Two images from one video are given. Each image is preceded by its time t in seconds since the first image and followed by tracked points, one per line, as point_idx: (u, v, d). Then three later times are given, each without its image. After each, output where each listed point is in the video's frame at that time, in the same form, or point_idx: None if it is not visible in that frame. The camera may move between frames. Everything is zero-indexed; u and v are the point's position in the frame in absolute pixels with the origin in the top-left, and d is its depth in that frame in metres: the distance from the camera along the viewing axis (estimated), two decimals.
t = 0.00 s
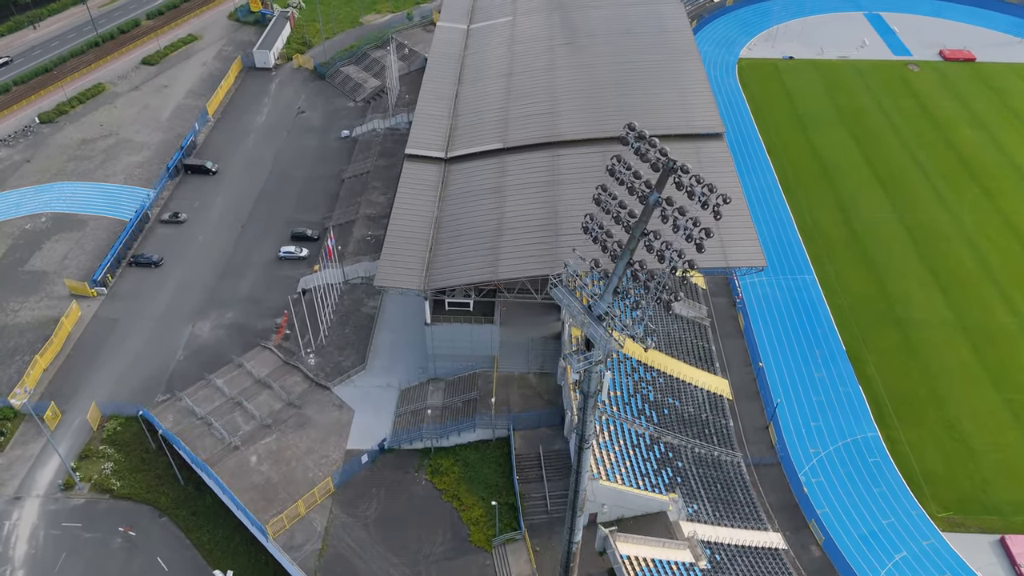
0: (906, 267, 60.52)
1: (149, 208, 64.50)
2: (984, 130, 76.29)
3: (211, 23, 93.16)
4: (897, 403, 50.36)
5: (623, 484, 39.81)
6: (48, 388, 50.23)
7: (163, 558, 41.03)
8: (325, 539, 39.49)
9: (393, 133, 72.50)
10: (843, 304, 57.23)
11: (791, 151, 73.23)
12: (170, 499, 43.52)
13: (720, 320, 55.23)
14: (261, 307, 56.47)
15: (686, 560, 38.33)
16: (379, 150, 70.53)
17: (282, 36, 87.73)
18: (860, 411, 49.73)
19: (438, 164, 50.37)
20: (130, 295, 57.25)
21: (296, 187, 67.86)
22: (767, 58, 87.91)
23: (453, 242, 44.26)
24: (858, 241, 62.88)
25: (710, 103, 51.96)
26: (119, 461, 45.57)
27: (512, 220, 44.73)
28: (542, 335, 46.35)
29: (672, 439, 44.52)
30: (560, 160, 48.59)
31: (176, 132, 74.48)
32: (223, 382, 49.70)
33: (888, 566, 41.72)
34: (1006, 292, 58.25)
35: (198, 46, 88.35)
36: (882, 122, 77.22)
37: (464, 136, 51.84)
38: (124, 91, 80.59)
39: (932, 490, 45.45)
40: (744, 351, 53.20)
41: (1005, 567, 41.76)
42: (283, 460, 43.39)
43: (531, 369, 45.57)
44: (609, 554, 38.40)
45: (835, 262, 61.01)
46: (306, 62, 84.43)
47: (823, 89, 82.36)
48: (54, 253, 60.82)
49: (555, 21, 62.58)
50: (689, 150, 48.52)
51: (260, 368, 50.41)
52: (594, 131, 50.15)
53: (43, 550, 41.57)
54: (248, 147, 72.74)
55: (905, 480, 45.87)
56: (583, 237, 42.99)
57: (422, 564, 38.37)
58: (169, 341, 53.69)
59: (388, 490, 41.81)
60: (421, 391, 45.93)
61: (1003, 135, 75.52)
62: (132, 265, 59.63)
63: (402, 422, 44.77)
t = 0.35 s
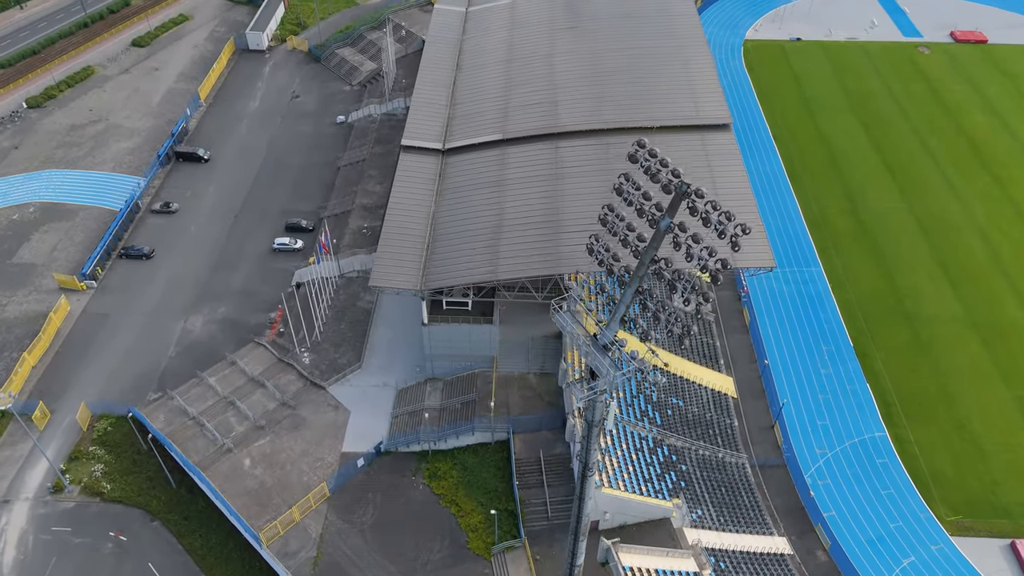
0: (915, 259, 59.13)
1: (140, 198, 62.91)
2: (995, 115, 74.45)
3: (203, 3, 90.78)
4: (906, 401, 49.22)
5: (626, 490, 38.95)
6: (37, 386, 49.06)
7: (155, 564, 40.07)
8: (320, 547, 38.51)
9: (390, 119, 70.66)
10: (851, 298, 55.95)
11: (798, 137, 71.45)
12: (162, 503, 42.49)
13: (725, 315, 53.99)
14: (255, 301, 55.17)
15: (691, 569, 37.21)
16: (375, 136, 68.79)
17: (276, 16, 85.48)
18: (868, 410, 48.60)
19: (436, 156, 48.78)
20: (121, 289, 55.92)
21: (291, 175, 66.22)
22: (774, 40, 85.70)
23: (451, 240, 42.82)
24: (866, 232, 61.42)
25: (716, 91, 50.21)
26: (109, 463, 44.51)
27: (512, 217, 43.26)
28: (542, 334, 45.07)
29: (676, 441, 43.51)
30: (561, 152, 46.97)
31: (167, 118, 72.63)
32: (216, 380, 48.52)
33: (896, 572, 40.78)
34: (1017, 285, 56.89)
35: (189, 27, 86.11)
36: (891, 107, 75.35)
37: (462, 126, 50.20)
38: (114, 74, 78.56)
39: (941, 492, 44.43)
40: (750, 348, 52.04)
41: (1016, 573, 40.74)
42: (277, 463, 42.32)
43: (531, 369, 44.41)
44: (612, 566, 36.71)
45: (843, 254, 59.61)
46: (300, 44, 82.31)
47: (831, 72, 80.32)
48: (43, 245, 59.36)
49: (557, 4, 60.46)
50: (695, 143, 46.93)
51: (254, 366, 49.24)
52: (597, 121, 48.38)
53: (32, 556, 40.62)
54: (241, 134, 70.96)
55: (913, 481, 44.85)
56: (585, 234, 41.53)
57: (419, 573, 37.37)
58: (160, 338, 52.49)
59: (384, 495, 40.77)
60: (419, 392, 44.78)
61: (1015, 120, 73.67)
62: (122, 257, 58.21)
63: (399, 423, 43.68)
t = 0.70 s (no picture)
0: (925, 252, 57.73)
1: (130, 188, 61.33)
2: (1008, 101, 72.54)
3: None
4: (915, 401, 48.06)
5: (629, 499, 38.03)
6: (25, 385, 47.91)
7: (146, 572, 39.10)
8: (315, 556, 37.58)
9: (387, 105, 68.87)
10: (859, 293, 54.62)
11: (805, 124, 69.63)
12: (153, 508, 41.50)
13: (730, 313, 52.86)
14: (249, 296, 53.90)
15: None
16: (371, 124, 67.08)
17: None
18: (876, 410, 47.47)
19: (433, 149, 47.20)
20: (111, 284, 54.58)
21: (285, 164, 64.57)
22: (781, 22, 83.52)
23: (448, 238, 41.44)
24: (875, 223, 59.95)
25: (724, 82, 48.50)
26: (100, 466, 43.51)
27: (512, 214, 41.82)
28: (543, 334, 43.85)
29: (679, 445, 42.53)
30: (563, 145, 45.39)
31: (158, 104, 70.78)
32: (208, 380, 47.36)
33: None
34: None
35: (180, 9, 83.85)
36: (902, 93, 73.46)
37: (461, 118, 48.51)
38: (103, 58, 76.50)
39: (951, 497, 43.48)
40: (755, 346, 50.94)
41: None
42: (271, 468, 41.29)
43: (531, 371, 43.25)
44: None
45: (851, 247, 58.18)
46: (295, 27, 80.19)
47: (840, 56, 78.28)
48: (32, 237, 57.89)
49: None
50: (702, 136, 45.34)
51: (247, 365, 48.05)
52: (601, 113, 46.71)
53: (21, 563, 39.67)
54: (234, 121, 69.17)
55: (922, 485, 43.87)
56: (587, 234, 40.11)
57: None
58: (152, 335, 51.28)
59: (381, 501, 39.78)
60: (416, 394, 43.65)
61: None
62: (113, 250, 56.79)
63: (396, 426, 42.56)
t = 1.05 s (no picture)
0: (935, 246, 56.37)
1: (121, 179, 59.78)
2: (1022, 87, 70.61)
3: None
4: (924, 402, 47.07)
5: (632, 510, 37.68)
6: (14, 386, 46.82)
7: None
8: (311, 566, 36.70)
9: (384, 92, 67.11)
10: (868, 289, 53.36)
11: (813, 113, 67.89)
12: (145, 514, 40.58)
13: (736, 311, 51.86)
14: (243, 293, 52.69)
15: None
16: (368, 112, 65.34)
17: None
18: (884, 412, 46.45)
19: (431, 144, 45.65)
20: (101, 279, 53.31)
21: (280, 154, 63.00)
22: (788, 4, 81.32)
23: (447, 239, 40.14)
24: (884, 216, 58.53)
25: (732, 73, 46.81)
26: (91, 470, 42.56)
27: (513, 214, 40.46)
28: (544, 336, 42.72)
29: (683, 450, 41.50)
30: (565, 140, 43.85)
31: (149, 90, 68.94)
32: (201, 380, 46.25)
33: None
34: None
35: None
36: (912, 78, 71.52)
37: (459, 111, 46.87)
38: (93, 42, 74.50)
39: (960, 501, 42.60)
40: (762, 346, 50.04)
41: None
42: (265, 475, 40.33)
43: (532, 374, 42.11)
44: None
45: (859, 241, 56.82)
46: (289, 9, 78.12)
47: (849, 40, 76.25)
48: (20, 230, 56.44)
49: None
50: (709, 130, 43.76)
51: (241, 365, 46.96)
52: (604, 106, 45.09)
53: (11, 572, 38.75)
54: (227, 108, 67.44)
55: (931, 490, 43.00)
56: (590, 235, 38.76)
57: None
58: (144, 334, 50.15)
59: (378, 509, 38.89)
60: (414, 397, 42.59)
61: None
62: (103, 244, 55.41)
63: (394, 431, 41.50)
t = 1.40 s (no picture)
0: (946, 241, 55.10)
1: (111, 171, 58.24)
2: None
3: None
4: (933, 405, 46.05)
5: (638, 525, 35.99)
6: (3, 387, 45.73)
7: None
8: None
9: (381, 79, 65.35)
10: (877, 287, 52.18)
11: (821, 100, 66.14)
12: (137, 522, 39.66)
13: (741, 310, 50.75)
14: (237, 290, 51.47)
15: None
16: (364, 100, 63.65)
17: None
18: (893, 415, 45.48)
19: (429, 139, 44.16)
20: (92, 276, 52.08)
21: (274, 144, 61.45)
22: None
23: (445, 241, 38.88)
24: (894, 210, 57.20)
25: (741, 65, 45.23)
26: (82, 476, 41.60)
27: (513, 214, 39.16)
28: (545, 339, 41.62)
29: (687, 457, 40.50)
30: (567, 136, 42.37)
31: (139, 76, 67.15)
32: (194, 382, 45.16)
33: None
34: None
35: None
36: (923, 63, 69.65)
37: (457, 104, 45.31)
38: (81, 26, 72.51)
39: (970, 508, 41.78)
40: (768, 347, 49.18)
41: None
42: (259, 482, 39.39)
43: (533, 378, 41.01)
44: None
45: (868, 236, 55.53)
46: None
47: (858, 24, 74.22)
48: (8, 224, 55.02)
49: None
50: (716, 126, 42.24)
51: (235, 366, 45.86)
52: (608, 101, 43.52)
53: None
54: (220, 96, 65.71)
55: (940, 497, 42.13)
56: (593, 237, 37.47)
57: None
58: (136, 333, 49.00)
59: (375, 518, 37.99)
60: (412, 402, 41.58)
61: None
62: (93, 238, 54.07)
63: (391, 437, 40.53)
